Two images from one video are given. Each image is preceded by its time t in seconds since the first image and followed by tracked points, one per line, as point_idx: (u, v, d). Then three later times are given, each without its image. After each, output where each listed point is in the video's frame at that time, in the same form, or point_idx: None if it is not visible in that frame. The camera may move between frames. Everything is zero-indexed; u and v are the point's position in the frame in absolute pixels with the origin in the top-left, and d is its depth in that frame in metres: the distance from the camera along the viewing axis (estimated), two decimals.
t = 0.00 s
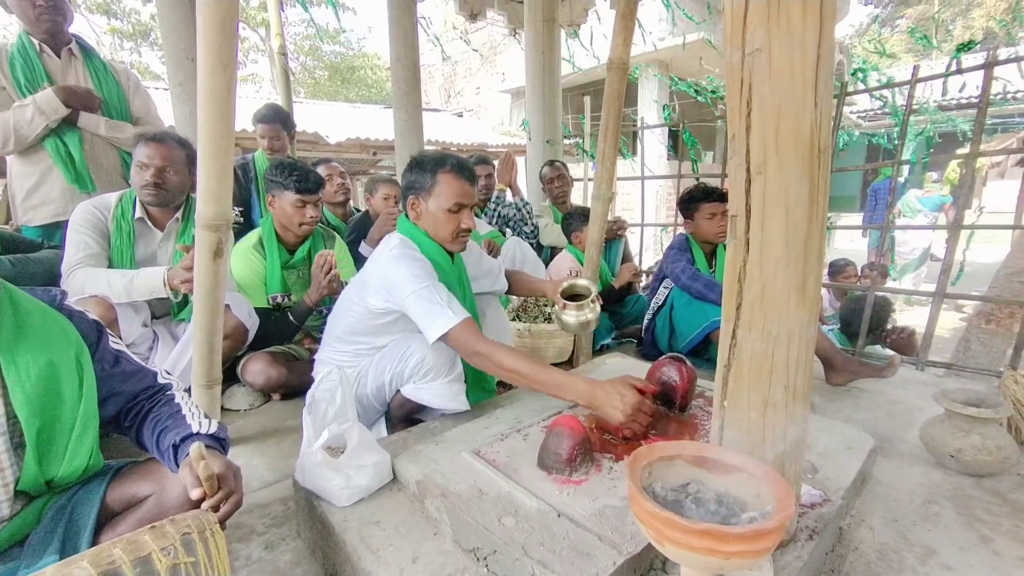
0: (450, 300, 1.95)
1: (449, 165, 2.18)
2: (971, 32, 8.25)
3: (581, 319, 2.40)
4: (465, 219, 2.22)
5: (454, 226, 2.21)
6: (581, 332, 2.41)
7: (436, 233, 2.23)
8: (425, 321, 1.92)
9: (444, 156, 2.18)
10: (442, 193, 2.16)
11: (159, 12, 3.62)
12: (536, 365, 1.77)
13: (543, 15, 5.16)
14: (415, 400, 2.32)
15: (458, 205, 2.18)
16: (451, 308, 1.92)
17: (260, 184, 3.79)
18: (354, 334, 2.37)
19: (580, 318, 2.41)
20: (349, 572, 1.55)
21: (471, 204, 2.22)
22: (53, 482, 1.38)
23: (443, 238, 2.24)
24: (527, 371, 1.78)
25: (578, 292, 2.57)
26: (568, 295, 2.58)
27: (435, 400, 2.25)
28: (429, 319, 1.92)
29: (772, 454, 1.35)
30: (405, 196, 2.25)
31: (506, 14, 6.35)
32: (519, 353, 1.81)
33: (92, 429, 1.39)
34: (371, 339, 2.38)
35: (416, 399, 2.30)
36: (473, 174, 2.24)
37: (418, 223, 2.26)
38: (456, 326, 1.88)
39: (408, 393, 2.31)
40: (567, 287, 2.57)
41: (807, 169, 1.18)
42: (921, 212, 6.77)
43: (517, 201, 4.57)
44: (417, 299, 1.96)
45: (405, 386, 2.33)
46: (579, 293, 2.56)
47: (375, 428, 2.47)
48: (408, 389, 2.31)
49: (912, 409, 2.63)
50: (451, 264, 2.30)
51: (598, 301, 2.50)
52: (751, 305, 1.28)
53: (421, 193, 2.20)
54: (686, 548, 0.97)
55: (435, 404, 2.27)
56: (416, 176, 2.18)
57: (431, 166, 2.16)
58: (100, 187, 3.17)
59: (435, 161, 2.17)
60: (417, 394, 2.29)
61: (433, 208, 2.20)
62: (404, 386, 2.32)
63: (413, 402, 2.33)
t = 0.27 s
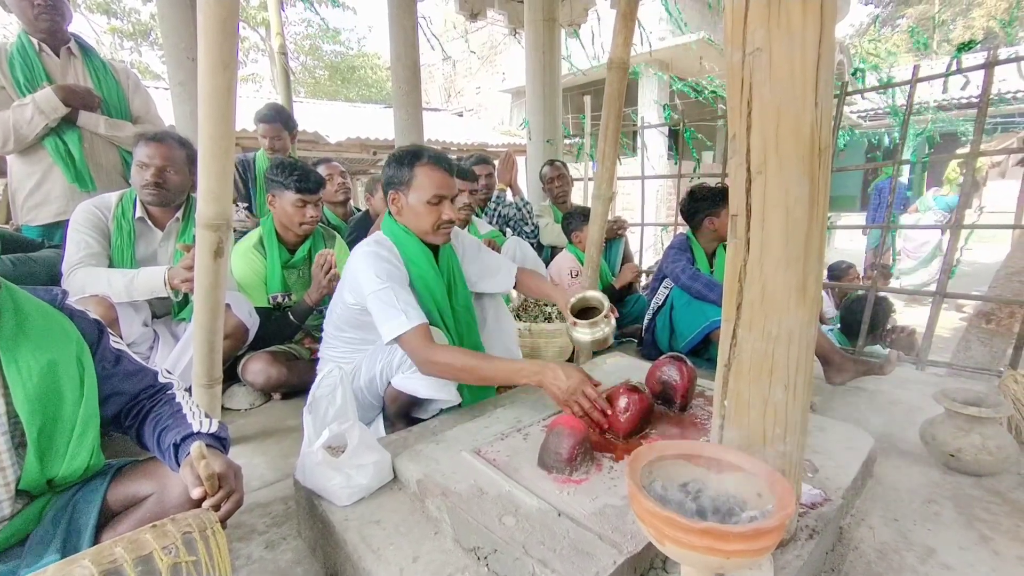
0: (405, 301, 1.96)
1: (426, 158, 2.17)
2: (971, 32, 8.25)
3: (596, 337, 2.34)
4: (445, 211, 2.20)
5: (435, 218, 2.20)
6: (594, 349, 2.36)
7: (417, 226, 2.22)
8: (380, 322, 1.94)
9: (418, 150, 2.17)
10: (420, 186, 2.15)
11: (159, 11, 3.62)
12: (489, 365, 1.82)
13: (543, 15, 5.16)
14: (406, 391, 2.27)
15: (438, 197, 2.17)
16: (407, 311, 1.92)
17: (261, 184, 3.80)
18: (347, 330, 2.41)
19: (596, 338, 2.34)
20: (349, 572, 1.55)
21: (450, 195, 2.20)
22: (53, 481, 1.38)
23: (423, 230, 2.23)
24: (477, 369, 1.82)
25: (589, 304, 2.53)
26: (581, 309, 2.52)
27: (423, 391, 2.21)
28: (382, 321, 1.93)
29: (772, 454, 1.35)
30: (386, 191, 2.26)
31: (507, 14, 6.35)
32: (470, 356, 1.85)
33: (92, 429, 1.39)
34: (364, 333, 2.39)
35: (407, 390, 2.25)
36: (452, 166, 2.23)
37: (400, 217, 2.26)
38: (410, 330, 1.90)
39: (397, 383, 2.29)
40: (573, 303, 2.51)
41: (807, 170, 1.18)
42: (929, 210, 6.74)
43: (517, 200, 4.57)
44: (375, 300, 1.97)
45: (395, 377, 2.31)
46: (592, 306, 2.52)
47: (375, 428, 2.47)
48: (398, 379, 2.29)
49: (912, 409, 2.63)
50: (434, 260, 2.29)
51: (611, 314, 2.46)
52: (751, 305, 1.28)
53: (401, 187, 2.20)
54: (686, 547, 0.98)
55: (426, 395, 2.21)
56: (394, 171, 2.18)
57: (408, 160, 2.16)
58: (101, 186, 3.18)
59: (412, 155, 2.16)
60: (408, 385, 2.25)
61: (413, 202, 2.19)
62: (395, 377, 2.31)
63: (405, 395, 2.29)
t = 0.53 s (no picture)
0: (413, 297, 1.96)
1: (420, 156, 2.16)
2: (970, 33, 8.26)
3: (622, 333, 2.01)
4: (441, 210, 2.20)
5: (431, 217, 2.19)
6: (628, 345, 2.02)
7: (414, 225, 2.22)
8: (389, 319, 1.94)
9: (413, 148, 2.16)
10: (415, 185, 2.14)
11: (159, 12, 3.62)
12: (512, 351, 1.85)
13: (543, 15, 5.17)
14: (406, 393, 2.28)
15: (433, 196, 2.16)
16: (416, 307, 1.93)
17: (260, 184, 3.80)
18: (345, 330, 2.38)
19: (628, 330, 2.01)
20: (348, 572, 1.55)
21: (446, 193, 2.20)
22: (52, 481, 1.38)
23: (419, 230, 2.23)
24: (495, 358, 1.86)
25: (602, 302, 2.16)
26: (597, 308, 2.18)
27: (422, 390, 2.22)
28: (394, 318, 1.93)
29: (771, 454, 1.35)
30: (381, 190, 2.25)
31: (507, 14, 6.36)
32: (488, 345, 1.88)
33: (91, 430, 1.39)
34: (363, 335, 2.39)
35: (406, 390, 2.26)
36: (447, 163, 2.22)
37: (395, 216, 2.26)
38: (421, 325, 1.91)
39: (396, 385, 2.29)
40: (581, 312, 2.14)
41: (807, 170, 1.18)
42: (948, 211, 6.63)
43: (517, 201, 4.57)
44: (381, 298, 1.96)
45: (395, 379, 2.29)
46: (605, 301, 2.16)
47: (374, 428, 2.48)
48: (397, 381, 2.28)
49: (912, 410, 2.63)
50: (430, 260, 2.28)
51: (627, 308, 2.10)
52: (751, 306, 1.28)
53: (397, 186, 2.19)
54: (684, 547, 0.98)
55: (424, 396, 2.23)
56: (389, 171, 2.18)
57: (403, 159, 2.15)
58: (100, 186, 3.18)
59: (406, 153, 2.15)
60: (407, 386, 2.26)
61: (409, 201, 2.19)
62: (394, 378, 2.29)
63: (404, 396, 2.29)
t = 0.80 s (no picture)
0: (425, 299, 1.97)
1: (421, 157, 2.17)
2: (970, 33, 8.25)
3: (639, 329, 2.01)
4: (444, 210, 2.19)
5: (434, 218, 2.19)
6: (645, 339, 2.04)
7: (417, 226, 2.21)
8: (405, 326, 1.95)
9: (412, 150, 2.17)
10: (417, 185, 2.14)
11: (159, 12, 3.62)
12: (531, 351, 1.85)
13: (543, 16, 5.17)
14: (407, 396, 2.28)
15: (435, 196, 2.16)
16: (429, 309, 1.93)
17: (260, 184, 3.80)
18: (346, 333, 2.38)
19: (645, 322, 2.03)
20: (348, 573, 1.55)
21: (449, 194, 2.20)
22: (51, 482, 1.38)
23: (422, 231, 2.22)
24: (513, 356, 1.86)
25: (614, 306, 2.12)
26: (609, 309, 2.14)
27: (424, 394, 2.23)
28: (409, 323, 1.95)
29: (771, 455, 1.35)
30: (383, 193, 2.25)
31: (507, 15, 6.35)
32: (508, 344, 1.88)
33: (91, 430, 1.39)
34: (364, 337, 2.39)
35: (407, 393, 2.26)
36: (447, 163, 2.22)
37: (398, 220, 2.26)
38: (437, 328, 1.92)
39: (397, 388, 2.29)
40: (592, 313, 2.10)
41: (806, 171, 1.18)
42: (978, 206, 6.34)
43: (517, 201, 4.57)
44: (394, 304, 1.97)
45: (395, 382, 2.30)
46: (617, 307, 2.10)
47: (373, 428, 2.47)
48: (398, 384, 2.29)
49: (911, 411, 2.63)
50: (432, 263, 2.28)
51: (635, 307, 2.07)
52: (750, 307, 1.28)
53: (398, 187, 2.19)
54: (684, 548, 0.98)
55: (427, 399, 2.23)
56: (390, 173, 2.18)
57: (405, 160, 2.16)
58: (100, 187, 3.18)
59: (407, 154, 2.16)
60: (408, 389, 2.26)
61: (411, 202, 2.18)
62: (395, 381, 2.30)
63: (404, 398, 2.29)
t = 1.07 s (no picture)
0: (430, 303, 1.96)
1: (425, 158, 2.17)
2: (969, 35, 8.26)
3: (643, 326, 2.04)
4: (449, 212, 2.19)
5: (440, 219, 2.18)
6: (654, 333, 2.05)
7: (421, 228, 2.20)
8: (411, 330, 1.95)
9: (416, 152, 2.18)
10: (423, 187, 2.14)
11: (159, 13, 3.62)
12: (538, 353, 1.86)
13: (543, 18, 5.17)
14: (407, 401, 2.29)
15: (441, 197, 2.15)
16: (435, 313, 1.93)
17: (260, 185, 3.80)
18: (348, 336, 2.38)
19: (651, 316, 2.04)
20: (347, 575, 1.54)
21: (454, 195, 2.19)
22: (49, 484, 1.38)
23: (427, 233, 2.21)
24: (519, 358, 1.87)
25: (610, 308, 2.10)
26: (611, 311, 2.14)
27: (425, 400, 2.23)
28: (416, 327, 1.94)
29: (771, 456, 1.35)
30: (387, 195, 2.25)
31: (506, 16, 6.36)
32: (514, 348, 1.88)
33: (90, 431, 1.39)
34: (365, 340, 2.38)
35: (408, 399, 2.27)
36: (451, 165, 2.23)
37: (402, 221, 2.25)
38: (441, 332, 1.91)
39: (398, 393, 2.29)
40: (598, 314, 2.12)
41: (806, 172, 1.18)
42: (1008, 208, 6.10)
43: (517, 203, 4.57)
44: (399, 308, 1.97)
45: (396, 387, 2.30)
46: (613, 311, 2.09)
47: (372, 429, 2.47)
48: (399, 389, 2.29)
49: (911, 412, 2.64)
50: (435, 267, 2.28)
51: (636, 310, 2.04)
52: (750, 309, 1.28)
53: (403, 189, 2.19)
54: (682, 549, 0.97)
55: (427, 405, 2.23)
56: (394, 174, 2.18)
57: (409, 161, 2.16)
58: (100, 188, 3.17)
59: (411, 157, 2.17)
60: (409, 395, 2.26)
61: (416, 204, 2.18)
62: (396, 386, 2.30)
63: (405, 403, 2.30)
